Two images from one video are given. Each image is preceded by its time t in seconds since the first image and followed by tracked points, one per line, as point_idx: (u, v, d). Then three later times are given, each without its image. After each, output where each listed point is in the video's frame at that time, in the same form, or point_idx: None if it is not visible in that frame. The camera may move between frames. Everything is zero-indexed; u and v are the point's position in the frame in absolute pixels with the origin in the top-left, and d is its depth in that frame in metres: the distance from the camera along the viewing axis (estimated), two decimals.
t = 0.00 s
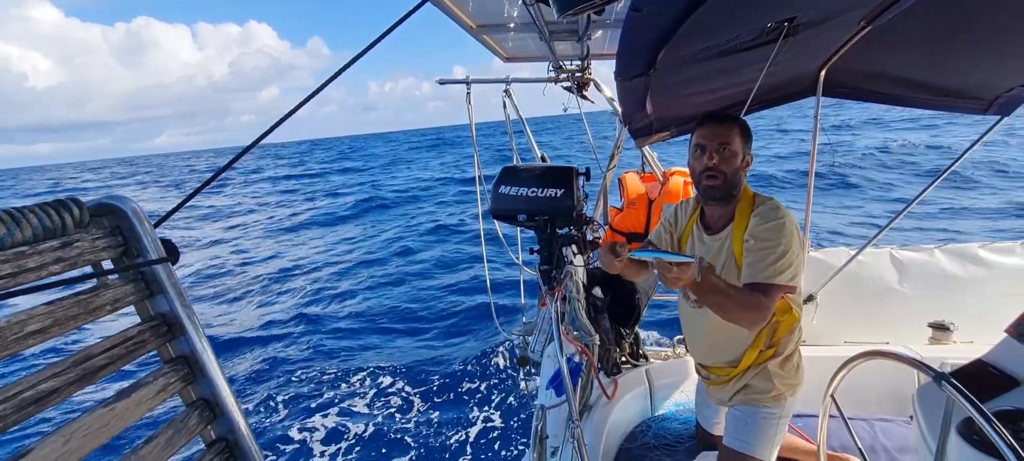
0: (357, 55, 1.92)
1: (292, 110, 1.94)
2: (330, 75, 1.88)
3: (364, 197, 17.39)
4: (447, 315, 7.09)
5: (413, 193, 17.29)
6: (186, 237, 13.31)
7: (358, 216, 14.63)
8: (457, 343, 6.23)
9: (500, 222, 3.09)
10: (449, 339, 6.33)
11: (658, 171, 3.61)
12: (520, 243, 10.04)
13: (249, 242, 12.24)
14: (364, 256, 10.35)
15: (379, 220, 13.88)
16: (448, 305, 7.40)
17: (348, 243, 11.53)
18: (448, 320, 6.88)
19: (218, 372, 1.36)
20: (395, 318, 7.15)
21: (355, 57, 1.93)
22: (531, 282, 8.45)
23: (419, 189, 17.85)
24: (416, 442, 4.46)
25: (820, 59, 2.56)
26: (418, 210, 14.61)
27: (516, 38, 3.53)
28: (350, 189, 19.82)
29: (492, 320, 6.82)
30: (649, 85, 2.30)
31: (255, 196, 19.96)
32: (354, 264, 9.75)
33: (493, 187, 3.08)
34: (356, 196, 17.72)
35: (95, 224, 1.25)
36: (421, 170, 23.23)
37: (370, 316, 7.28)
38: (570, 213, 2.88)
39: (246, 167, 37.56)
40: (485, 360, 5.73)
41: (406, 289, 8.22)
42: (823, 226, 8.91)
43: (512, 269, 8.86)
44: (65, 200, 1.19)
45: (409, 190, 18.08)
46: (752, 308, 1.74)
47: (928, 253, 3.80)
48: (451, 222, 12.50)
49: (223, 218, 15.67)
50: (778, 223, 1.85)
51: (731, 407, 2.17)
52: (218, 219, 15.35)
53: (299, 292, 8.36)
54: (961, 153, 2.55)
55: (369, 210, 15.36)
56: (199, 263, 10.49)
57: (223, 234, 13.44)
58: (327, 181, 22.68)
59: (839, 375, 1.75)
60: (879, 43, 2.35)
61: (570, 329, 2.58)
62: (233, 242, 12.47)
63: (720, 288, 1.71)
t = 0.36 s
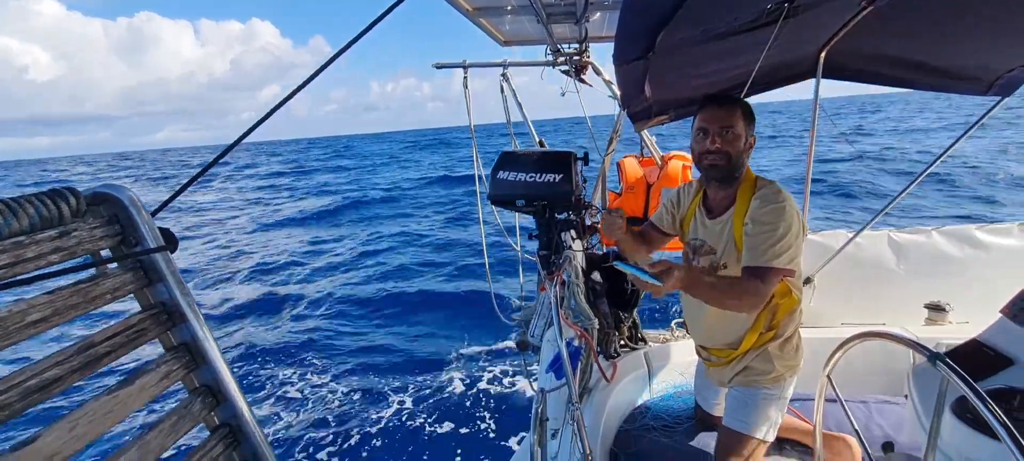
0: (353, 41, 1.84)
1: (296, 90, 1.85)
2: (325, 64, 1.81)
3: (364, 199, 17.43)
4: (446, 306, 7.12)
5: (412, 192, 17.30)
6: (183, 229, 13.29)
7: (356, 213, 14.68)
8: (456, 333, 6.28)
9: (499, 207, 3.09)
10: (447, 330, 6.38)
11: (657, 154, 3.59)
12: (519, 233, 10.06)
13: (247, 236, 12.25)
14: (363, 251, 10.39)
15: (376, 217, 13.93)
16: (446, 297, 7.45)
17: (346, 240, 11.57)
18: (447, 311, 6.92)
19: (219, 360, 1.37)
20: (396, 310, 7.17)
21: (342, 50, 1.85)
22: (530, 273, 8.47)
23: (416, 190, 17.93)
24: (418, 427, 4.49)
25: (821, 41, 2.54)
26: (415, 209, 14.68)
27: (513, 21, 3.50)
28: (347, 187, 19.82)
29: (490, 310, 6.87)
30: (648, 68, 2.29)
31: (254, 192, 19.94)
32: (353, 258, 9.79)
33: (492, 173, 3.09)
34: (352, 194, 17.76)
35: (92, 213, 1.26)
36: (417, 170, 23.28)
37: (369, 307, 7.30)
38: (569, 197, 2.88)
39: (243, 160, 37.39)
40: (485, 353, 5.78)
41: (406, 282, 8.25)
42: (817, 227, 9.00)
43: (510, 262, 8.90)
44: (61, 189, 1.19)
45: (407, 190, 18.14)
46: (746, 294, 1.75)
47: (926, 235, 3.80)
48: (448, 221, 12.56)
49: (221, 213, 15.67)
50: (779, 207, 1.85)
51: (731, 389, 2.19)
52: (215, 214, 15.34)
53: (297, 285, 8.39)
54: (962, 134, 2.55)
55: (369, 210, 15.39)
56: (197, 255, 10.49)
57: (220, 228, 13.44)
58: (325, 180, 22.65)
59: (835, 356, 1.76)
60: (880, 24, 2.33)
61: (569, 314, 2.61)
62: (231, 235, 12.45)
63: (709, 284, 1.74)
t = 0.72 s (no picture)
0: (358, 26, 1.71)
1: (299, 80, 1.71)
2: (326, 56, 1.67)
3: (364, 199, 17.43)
4: (446, 302, 7.15)
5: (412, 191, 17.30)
6: (183, 224, 13.28)
7: (356, 212, 14.71)
8: (456, 328, 6.30)
9: (500, 200, 3.10)
10: (448, 325, 6.40)
11: (658, 147, 3.57)
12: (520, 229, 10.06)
13: (247, 233, 12.26)
14: (364, 251, 10.44)
15: (377, 217, 13.97)
16: (447, 294, 7.47)
17: (346, 240, 11.61)
18: (448, 307, 6.95)
19: (222, 354, 1.38)
20: (397, 304, 7.17)
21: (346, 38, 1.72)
22: (531, 270, 8.50)
23: (415, 194, 18.02)
24: (419, 421, 4.49)
25: (822, 33, 2.53)
26: (415, 212, 14.74)
27: (514, 13, 3.49)
28: (347, 188, 19.85)
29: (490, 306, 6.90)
30: (649, 60, 2.28)
31: (254, 188, 19.92)
32: (353, 258, 9.82)
33: (492, 166, 3.08)
34: (353, 195, 17.82)
35: (92, 209, 1.26)
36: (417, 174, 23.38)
37: (370, 302, 7.32)
38: (569, 191, 2.88)
39: (242, 158, 37.36)
40: (486, 348, 5.78)
41: (406, 279, 8.25)
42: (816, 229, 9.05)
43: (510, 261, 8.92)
44: (62, 185, 1.19)
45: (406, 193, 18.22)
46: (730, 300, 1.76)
47: (928, 227, 3.77)
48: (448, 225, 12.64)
49: (221, 208, 15.67)
50: (778, 204, 1.85)
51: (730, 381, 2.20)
52: (215, 210, 15.34)
53: (298, 280, 8.40)
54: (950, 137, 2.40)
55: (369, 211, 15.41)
56: (197, 251, 10.49)
57: (221, 223, 13.45)
58: (325, 180, 22.65)
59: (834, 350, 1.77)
60: (882, 15, 2.31)
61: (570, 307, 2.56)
62: (231, 231, 12.46)
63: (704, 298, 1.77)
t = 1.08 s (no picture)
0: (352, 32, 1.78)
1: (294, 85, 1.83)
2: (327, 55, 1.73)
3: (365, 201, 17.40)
4: (448, 301, 7.15)
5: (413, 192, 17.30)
6: (184, 225, 13.28)
7: (356, 215, 14.73)
8: (458, 327, 6.31)
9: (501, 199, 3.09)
10: (450, 323, 6.41)
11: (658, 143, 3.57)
12: (521, 228, 10.06)
13: (247, 234, 12.26)
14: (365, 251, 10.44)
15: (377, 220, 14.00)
16: (448, 292, 7.48)
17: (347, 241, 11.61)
18: (450, 306, 6.96)
19: (226, 354, 1.38)
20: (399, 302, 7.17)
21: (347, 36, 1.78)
22: (532, 268, 8.51)
23: (415, 198, 18.09)
24: (423, 418, 4.48)
25: (823, 27, 2.52)
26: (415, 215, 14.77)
27: (513, 10, 3.48)
28: (346, 191, 19.89)
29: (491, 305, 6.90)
30: (650, 56, 2.28)
31: (255, 190, 19.93)
32: (354, 258, 9.82)
33: (493, 163, 3.08)
34: (352, 199, 17.86)
35: (95, 212, 1.26)
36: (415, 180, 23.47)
37: (371, 301, 7.32)
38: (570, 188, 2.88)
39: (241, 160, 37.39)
40: (488, 347, 5.78)
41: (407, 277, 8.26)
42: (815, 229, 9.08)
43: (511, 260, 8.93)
44: (65, 188, 1.20)
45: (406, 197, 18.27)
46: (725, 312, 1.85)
47: (931, 220, 3.76)
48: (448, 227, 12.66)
49: (221, 209, 15.66)
50: (779, 209, 1.85)
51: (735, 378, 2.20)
52: (215, 210, 15.33)
53: (300, 280, 8.40)
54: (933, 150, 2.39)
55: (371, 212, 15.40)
56: (198, 250, 10.49)
57: (221, 224, 13.44)
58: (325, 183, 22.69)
59: (837, 343, 1.77)
60: (884, 8, 2.31)
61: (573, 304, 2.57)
62: (231, 231, 12.46)
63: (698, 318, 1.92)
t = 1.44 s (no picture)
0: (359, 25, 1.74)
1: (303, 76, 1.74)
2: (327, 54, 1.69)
3: (367, 200, 17.44)
4: (449, 300, 7.15)
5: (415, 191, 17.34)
6: (185, 225, 13.28)
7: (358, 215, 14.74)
8: (459, 325, 6.32)
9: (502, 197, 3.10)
10: (451, 322, 6.42)
11: (660, 141, 3.57)
12: (523, 227, 10.07)
13: (248, 234, 12.26)
14: (366, 251, 10.44)
15: (378, 219, 14.00)
16: (450, 292, 7.47)
17: (349, 241, 11.62)
18: (451, 305, 6.96)
19: (228, 353, 1.39)
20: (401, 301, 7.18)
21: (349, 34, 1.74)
22: (533, 268, 8.50)
23: (416, 199, 18.10)
24: (425, 418, 4.48)
25: (823, 24, 2.52)
26: (416, 215, 14.77)
27: (513, 8, 3.48)
28: (348, 192, 19.91)
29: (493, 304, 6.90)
30: (652, 54, 2.28)
31: (256, 190, 19.93)
32: (355, 258, 9.82)
33: (495, 162, 3.08)
34: (354, 202, 17.88)
35: (97, 211, 1.27)
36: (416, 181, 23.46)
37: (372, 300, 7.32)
38: (572, 186, 2.89)
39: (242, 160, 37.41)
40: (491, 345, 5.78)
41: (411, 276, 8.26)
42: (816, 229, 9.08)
43: (512, 259, 8.93)
44: (67, 187, 1.20)
45: (407, 198, 18.29)
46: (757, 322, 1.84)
47: (932, 217, 3.78)
48: (449, 227, 12.66)
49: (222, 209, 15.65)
50: (786, 210, 1.84)
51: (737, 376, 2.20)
52: (217, 210, 15.33)
53: (301, 279, 8.40)
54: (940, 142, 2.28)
55: (372, 212, 15.41)
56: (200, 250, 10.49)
57: (223, 224, 13.45)
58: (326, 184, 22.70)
59: (840, 340, 1.77)
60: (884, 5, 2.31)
61: (574, 302, 2.61)
62: (233, 231, 12.45)
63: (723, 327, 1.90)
